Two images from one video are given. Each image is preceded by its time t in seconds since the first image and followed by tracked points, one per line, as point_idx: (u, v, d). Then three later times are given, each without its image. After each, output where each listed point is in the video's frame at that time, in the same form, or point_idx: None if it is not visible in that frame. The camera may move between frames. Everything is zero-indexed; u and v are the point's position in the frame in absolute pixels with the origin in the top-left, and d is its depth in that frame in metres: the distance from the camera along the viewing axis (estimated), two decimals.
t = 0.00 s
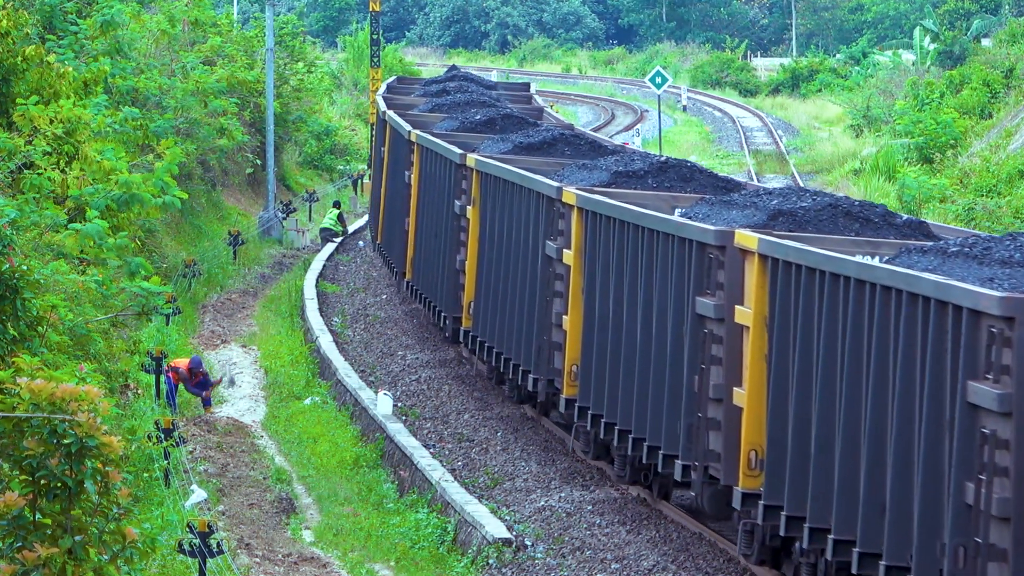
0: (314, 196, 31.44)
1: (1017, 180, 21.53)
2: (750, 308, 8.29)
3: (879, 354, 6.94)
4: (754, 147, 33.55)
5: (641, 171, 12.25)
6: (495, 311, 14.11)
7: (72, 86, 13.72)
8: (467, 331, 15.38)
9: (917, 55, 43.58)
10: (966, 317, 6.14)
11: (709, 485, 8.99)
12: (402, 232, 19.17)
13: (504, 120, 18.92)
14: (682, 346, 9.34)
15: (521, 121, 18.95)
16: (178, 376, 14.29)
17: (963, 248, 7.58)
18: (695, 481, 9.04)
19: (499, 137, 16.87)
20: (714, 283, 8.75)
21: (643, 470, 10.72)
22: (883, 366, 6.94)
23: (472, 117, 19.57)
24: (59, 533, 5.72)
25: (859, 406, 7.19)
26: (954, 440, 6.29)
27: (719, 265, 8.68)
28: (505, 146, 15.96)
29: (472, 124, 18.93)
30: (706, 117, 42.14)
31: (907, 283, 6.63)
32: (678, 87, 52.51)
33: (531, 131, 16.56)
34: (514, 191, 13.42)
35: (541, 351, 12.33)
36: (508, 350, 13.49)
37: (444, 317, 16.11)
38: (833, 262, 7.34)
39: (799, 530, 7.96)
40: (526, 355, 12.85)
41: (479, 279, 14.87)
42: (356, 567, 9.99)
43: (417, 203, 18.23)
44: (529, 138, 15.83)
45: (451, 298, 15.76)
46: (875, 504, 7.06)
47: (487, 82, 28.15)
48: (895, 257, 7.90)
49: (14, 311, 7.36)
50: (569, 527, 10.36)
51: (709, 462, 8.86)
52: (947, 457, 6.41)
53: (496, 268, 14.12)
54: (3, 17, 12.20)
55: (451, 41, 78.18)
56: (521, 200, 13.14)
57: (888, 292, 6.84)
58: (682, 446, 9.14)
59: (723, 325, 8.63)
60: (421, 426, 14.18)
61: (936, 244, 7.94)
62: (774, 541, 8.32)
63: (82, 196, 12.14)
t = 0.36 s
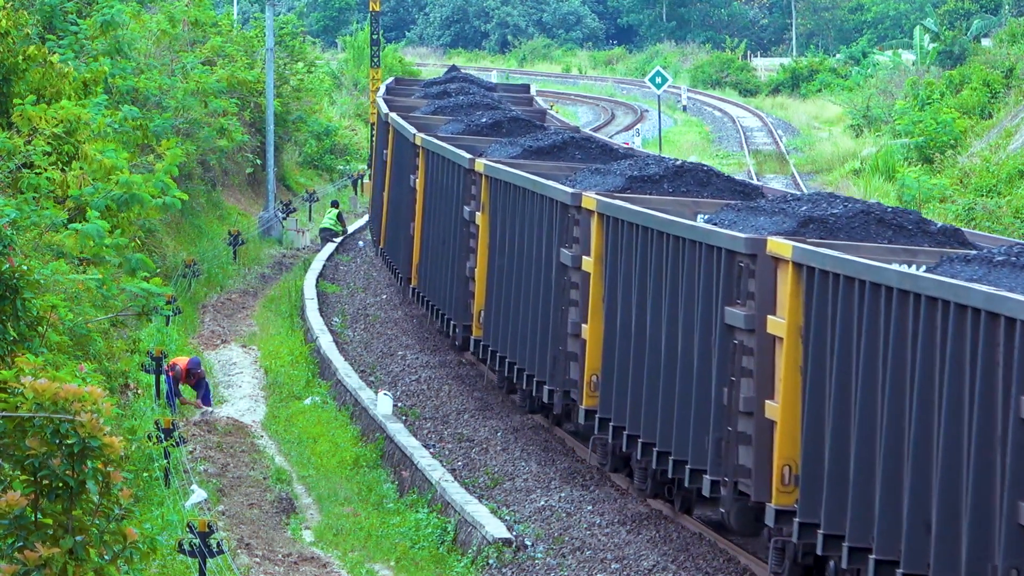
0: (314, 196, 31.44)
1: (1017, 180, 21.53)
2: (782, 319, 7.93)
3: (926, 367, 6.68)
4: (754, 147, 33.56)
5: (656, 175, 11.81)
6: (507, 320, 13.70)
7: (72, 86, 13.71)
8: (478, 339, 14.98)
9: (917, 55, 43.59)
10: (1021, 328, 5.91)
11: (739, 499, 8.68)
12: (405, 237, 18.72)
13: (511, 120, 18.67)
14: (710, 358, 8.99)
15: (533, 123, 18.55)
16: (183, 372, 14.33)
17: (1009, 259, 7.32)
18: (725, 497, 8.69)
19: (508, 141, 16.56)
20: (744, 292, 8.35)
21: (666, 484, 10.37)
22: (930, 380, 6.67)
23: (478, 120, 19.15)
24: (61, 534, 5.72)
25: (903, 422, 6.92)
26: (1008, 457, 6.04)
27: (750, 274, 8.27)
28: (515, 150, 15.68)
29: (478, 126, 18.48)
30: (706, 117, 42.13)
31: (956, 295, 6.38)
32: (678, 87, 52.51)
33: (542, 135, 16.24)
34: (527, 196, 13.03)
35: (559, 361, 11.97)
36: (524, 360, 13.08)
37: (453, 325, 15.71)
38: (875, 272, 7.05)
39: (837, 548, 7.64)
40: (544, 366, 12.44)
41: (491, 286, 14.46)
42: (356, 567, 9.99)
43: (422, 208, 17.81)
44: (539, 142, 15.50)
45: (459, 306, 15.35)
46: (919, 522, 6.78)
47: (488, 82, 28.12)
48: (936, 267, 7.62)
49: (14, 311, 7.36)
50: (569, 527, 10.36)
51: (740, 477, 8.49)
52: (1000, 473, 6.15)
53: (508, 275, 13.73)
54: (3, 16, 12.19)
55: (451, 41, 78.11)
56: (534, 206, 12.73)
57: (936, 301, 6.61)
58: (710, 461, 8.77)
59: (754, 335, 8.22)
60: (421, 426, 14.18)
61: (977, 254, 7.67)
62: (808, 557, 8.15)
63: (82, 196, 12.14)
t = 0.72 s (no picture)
0: (314, 196, 31.45)
1: (1017, 180, 21.54)
2: (818, 329, 7.51)
3: (975, 382, 6.24)
4: (754, 147, 33.57)
5: (676, 180, 11.38)
6: (523, 328, 13.23)
7: (73, 86, 13.71)
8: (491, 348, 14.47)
9: (917, 55, 43.60)
10: None
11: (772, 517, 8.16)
12: (412, 242, 18.28)
13: (515, 120, 18.48)
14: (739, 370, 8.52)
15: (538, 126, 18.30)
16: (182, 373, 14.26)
17: None
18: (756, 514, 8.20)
19: (518, 145, 16.07)
20: (777, 301, 7.93)
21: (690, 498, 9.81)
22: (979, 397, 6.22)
23: (485, 123, 18.55)
24: (61, 533, 5.71)
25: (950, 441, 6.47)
26: None
27: (783, 283, 7.86)
28: (526, 155, 15.20)
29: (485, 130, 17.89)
30: (706, 117, 42.14)
31: (1005, 305, 5.94)
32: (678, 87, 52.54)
33: (552, 140, 15.84)
34: (541, 201, 12.60)
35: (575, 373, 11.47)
36: (540, 370, 12.62)
37: (463, 333, 15.26)
38: (919, 282, 6.62)
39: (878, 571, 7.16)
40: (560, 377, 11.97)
41: (504, 293, 14.00)
42: (357, 567, 9.99)
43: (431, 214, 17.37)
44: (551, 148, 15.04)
45: (470, 314, 14.89)
46: (969, 546, 6.30)
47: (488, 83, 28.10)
48: (981, 277, 7.19)
49: (14, 312, 7.36)
50: (569, 527, 10.35)
51: (773, 493, 8.02)
52: None
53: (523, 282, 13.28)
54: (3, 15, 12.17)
55: (451, 41, 78.04)
56: (550, 211, 12.30)
57: (985, 314, 6.15)
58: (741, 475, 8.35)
59: (787, 347, 7.79)
60: (421, 426, 14.18)
61: None
62: None
63: (83, 196, 12.14)
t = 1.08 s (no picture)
0: (314, 196, 31.44)
1: (1017, 180, 21.53)
2: (856, 343, 7.16)
3: None
4: (754, 147, 33.58)
5: (698, 186, 10.95)
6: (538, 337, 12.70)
7: (73, 86, 13.73)
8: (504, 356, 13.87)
9: (917, 55, 43.59)
10: None
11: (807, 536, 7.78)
12: (416, 246, 17.81)
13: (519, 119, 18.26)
14: (772, 383, 8.10)
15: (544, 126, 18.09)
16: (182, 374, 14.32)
17: None
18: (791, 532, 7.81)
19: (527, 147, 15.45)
20: (811, 311, 7.55)
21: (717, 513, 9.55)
22: None
23: (490, 125, 17.97)
24: (60, 533, 5.72)
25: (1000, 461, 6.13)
26: None
27: (818, 293, 7.50)
28: (536, 157, 14.41)
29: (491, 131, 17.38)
30: (706, 117, 42.13)
31: None
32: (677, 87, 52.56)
33: (563, 143, 15.11)
34: (557, 206, 12.11)
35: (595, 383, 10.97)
36: (558, 379, 12.11)
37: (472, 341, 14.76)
38: (966, 294, 6.29)
39: None
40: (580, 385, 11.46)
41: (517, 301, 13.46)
42: (357, 567, 9.99)
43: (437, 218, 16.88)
44: (561, 150, 14.33)
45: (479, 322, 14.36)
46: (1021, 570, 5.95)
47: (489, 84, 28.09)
48: None
49: (14, 311, 7.35)
50: (569, 527, 10.36)
51: (809, 511, 7.64)
52: None
53: (539, 289, 12.72)
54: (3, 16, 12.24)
55: (451, 41, 77.92)
56: (568, 216, 11.78)
57: None
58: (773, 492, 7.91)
59: (823, 360, 7.44)
60: (421, 426, 14.18)
61: None
62: None
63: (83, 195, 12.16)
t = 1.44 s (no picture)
0: (314, 196, 31.44)
1: (1017, 180, 21.51)
2: (898, 356, 6.70)
3: None
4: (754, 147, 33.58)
5: (721, 191, 10.38)
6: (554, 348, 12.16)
7: (73, 86, 13.72)
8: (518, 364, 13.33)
9: (917, 55, 43.59)
10: None
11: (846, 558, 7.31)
12: (423, 250, 17.37)
13: (525, 121, 18.01)
14: (805, 396, 7.63)
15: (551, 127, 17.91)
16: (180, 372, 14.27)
17: None
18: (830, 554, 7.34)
19: (539, 151, 14.93)
20: (849, 323, 7.06)
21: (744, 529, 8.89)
22: None
23: (498, 128, 17.57)
24: (60, 534, 5.72)
25: None
26: None
27: (857, 304, 7.01)
28: (550, 161, 13.93)
29: (499, 135, 16.98)
30: (706, 117, 42.12)
31: None
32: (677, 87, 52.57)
33: (575, 145, 14.57)
34: (574, 212, 11.57)
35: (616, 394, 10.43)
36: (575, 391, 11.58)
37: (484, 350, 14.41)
38: (1016, 307, 5.82)
39: None
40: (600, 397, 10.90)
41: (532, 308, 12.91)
42: (356, 567, 9.99)
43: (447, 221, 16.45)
44: (574, 154, 13.79)
45: (492, 332, 13.92)
46: None
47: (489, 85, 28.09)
48: None
49: (14, 311, 7.36)
50: (569, 527, 10.36)
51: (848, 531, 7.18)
52: None
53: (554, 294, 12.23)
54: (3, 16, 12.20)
55: (451, 41, 77.87)
56: (585, 220, 11.26)
57: None
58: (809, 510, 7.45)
59: (862, 373, 6.97)
60: (421, 426, 14.18)
61: None
62: None
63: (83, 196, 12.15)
